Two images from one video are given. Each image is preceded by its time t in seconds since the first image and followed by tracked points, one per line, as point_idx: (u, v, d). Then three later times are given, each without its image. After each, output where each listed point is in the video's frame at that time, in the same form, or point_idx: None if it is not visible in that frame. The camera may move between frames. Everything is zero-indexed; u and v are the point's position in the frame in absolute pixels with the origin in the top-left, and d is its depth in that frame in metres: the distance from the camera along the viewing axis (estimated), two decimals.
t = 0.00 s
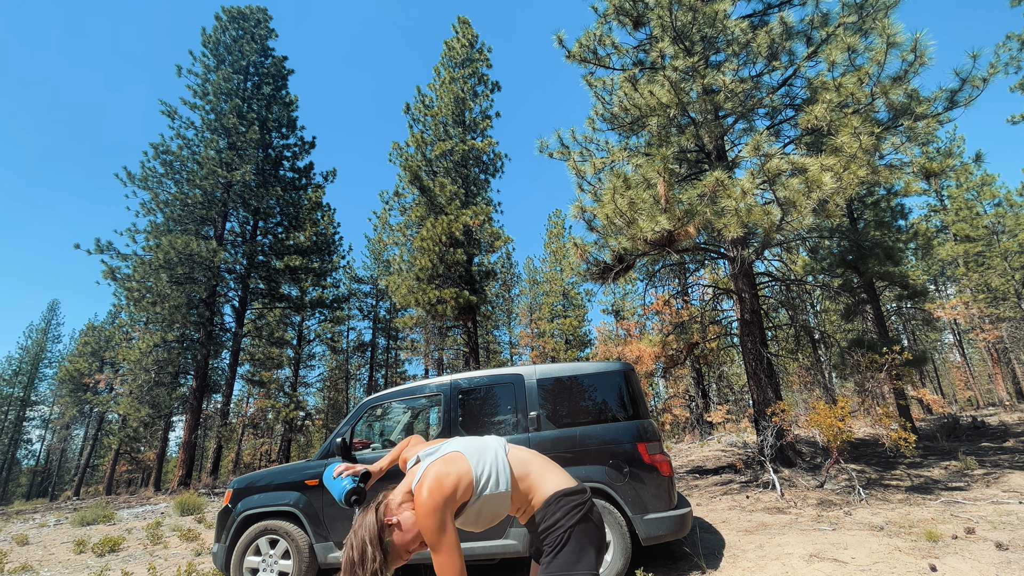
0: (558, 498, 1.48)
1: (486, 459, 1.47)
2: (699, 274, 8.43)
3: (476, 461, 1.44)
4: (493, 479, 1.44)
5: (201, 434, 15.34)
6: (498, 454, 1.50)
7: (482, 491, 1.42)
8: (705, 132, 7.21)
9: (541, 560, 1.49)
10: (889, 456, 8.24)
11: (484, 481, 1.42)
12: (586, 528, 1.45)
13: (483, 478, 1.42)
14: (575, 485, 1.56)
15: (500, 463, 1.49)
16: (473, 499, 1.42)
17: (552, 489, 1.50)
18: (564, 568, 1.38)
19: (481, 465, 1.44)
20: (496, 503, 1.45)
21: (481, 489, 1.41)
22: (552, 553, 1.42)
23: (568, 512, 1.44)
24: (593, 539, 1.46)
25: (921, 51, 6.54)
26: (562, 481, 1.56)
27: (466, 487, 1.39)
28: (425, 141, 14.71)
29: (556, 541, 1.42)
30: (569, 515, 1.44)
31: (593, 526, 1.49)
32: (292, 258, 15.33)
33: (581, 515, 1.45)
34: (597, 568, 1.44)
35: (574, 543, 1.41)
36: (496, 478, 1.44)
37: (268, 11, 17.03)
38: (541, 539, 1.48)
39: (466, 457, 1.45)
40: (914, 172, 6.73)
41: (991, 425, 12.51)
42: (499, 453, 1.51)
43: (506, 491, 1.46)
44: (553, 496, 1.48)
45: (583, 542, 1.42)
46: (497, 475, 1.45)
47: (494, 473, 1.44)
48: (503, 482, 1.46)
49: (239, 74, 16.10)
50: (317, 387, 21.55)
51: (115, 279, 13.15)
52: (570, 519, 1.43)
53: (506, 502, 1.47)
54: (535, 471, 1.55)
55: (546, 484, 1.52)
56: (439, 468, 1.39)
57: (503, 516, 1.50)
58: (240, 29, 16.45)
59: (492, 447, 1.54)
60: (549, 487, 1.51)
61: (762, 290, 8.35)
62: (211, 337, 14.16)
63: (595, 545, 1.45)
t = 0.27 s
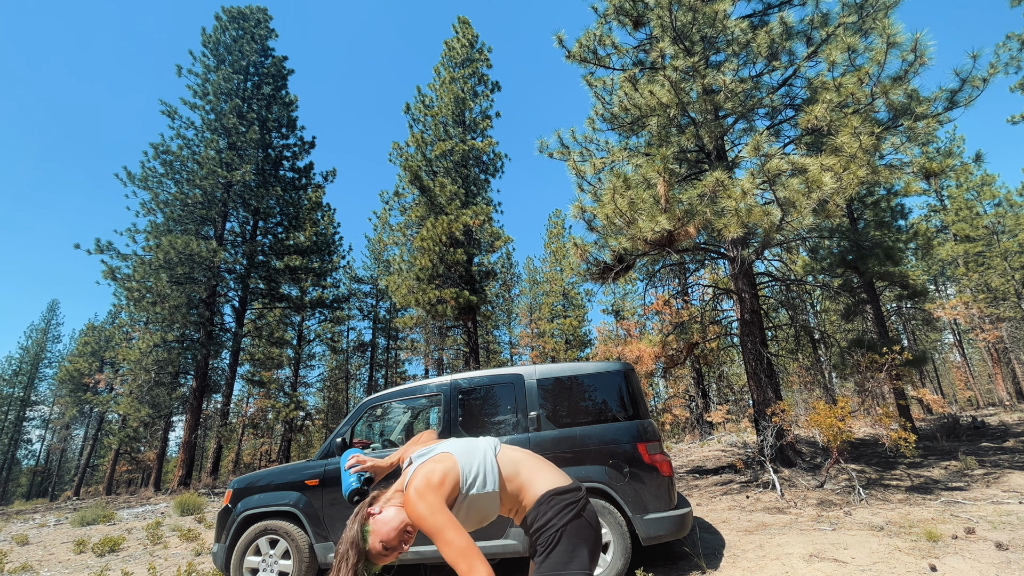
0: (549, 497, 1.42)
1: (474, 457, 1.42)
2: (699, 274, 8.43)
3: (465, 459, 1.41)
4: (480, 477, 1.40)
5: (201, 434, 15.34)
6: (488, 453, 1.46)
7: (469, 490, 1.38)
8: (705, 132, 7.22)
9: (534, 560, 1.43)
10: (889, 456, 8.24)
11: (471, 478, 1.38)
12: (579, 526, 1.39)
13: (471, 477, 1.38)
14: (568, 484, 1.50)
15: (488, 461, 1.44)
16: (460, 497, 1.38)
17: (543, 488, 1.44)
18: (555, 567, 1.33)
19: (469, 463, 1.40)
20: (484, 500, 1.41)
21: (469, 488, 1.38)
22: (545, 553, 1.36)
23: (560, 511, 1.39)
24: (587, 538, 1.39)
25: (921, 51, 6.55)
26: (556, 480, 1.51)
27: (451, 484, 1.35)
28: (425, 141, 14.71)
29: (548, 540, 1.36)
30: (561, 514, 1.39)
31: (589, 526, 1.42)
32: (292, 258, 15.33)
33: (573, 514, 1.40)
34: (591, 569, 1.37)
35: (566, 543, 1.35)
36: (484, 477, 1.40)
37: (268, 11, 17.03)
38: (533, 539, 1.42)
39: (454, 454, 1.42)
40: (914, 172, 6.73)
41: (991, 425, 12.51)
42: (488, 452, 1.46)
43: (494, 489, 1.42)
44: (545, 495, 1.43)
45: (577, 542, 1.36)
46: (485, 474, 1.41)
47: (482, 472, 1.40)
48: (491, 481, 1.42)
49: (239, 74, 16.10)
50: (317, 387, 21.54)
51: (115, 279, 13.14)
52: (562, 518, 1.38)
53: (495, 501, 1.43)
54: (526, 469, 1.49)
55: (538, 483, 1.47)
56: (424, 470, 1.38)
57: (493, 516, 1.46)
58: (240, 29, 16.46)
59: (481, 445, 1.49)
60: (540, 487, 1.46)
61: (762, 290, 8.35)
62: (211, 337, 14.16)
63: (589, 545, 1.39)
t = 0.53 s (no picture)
0: (550, 497, 1.41)
1: (475, 452, 1.44)
2: (699, 274, 8.43)
3: (466, 454, 1.42)
4: (479, 472, 1.40)
5: (201, 434, 15.33)
6: (488, 449, 1.46)
7: (468, 485, 1.38)
8: (705, 132, 7.22)
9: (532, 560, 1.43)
10: (889, 456, 8.24)
11: (471, 471, 1.39)
12: (579, 527, 1.39)
13: (470, 471, 1.39)
14: (569, 485, 1.49)
15: (489, 456, 1.45)
16: (459, 490, 1.38)
17: (544, 488, 1.43)
18: (555, 568, 1.32)
19: (469, 457, 1.41)
20: (482, 496, 1.40)
21: (467, 482, 1.38)
22: (543, 554, 1.36)
23: (561, 512, 1.39)
24: (586, 541, 1.38)
25: (921, 51, 6.54)
26: (556, 480, 1.50)
27: (451, 476, 1.37)
28: (425, 141, 14.71)
29: (548, 541, 1.36)
30: (562, 515, 1.38)
31: (588, 529, 1.41)
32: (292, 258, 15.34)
33: (574, 515, 1.39)
34: (590, 571, 1.37)
35: (565, 544, 1.35)
36: (484, 470, 1.40)
37: (268, 11, 17.03)
38: (532, 539, 1.42)
39: (456, 448, 1.44)
40: (914, 172, 6.73)
41: (991, 425, 12.51)
42: (488, 448, 1.47)
43: (494, 486, 1.42)
44: (546, 495, 1.43)
45: (576, 543, 1.36)
46: (485, 469, 1.41)
47: (481, 467, 1.41)
48: (491, 477, 1.41)
49: (239, 74, 16.09)
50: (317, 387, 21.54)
51: (115, 279, 13.14)
52: (563, 519, 1.38)
53: (494, 498, 1.42)
54: (527, 468, 1.49)
55: (539, 482, 1.46)
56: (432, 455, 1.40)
57: (492, 514, 1.45)
58: (240, 29, 16.45)
59: (482, 443, 1.50)
60: (541, 486, 1.45)
61: (762, 290, 8.35)
62: (211, 337, 14.15)
63: (589, 546, 1.38)
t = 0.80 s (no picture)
0: (557, 498, 1.41)
1: (481, 452, 1.44)
2: (699, 274, 8.43)
3: (469, 454, 1.43)
4: (484, 472, 1.40)
5: (201, 434, 15.34)
6: (493, 449, 1.47)
7: (472, 484, 1.38)
8: (705, 132, 7.22)
9: (539, 562, 1.42)
10: (890, 456, 8.24)
11: (475, 472, 1.39)
12: (585, 528, 1.38)
13: (474, 471, 1.39)
14: (575, 486, 1.48)
15: (494, 456, 1.45)
16: (461, 494, 1.40)
17: (551, 489, 1.43)
18: (562, 569, 1.31)
19: (474, 458, 1.42)
20: (488, 496, 1.40)
21: (471, 482, 1.38)
22: (550, 554, 1.34)
23: (568, 512, 1.38)
24: (592, 543, 1.37)
25: (921, 51, 6.54)
26: (563, 481, 1.49)
27: (452, 479, 1.39)
28: (425, 141, 14.71)
29: (554, 542, 1.35)
30: (569, 516, 1.37)
31: (593, 532, 1.40)
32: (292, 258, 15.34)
33: (581, 516, 1.38)
34: (596, 573, 1.36)
35: (572, 545, 1.33)
36: (489, 470, 1.41)
37: (268, 11, 17.03)
38: (539, 540, 1.41)
39: (462, 450, 1.46)
40: (914, 172, 6.73)
41: (991, 425, 12.50)
42: (493, 449, 1.48)
43: (499, 485, 1.41)
44: (553, 495, 1.42)
45: (583, 544, 1.35)
46: (489, 469, 1.41)
47: (486, 467, 1.41)
48: (495, 477, 1.41)
49: (239, 74, 16.09)
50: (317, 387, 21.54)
51: (115, 279, 13.14)
52: (570, 520, 1.37)
53: (499, 498, 1.42)
54: (533, 468, 1.48)
55: (543, 484, 1.46)
56: (437, 454, 1.43)
57: (497, 515, 1.45)
58: (240, 29, 16.45)
59: (488, 443, 1.50)
60: (548, 487, 1.44)
61: (762, 290, 8.35)
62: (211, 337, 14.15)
63: (595, 548, 1.37)
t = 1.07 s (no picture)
0: (558, 498, 1.41)
1: (479, 452, 1.45)
2: (699, 274, 8.43)
3: (469, 456, 1.43)
4: (483, 471, 1.40)
5: (201, 434, 15.35)
6: (492, 450, 1.47)
7: (471, 484, 1.38)
8: (705, 132, 7.22)
9: (540, 562, 1.42)
10: (890, 456, 8.24)
11: (474, 472, 1.39)
12: (586, 528, 1.38)
13: (473, 472, 1.39)
14: (576, 485, 1.49)
15: (493, 456, 1.46)
16: (461, 493, 1.40)
17: (552, 489, 1.43)
18: (564, 568, 1.31)
19: (472, 458, 1.43)
20: (487, 495, 1.40)
21: (470, 482, 1.38)
22: (551, 555, 1.34)
23: (569, 512, 1.38)
24: (593, 543, 1.37)
25: (921, 51, 6.54)
26: (562, 480, 1.50)
27: (451, 480, 1.39)
28: (425, 141, 14.71)
29: (555, 542, 1.35)
30: (569, 515, 1.37)
31: (594, 530, 1.40)
32: (292, 258, 15.34)
33: (582, 516, 1.38)
34: (597, 572, 1.36)
35: (574, 546, 1.33)
36: (487, 470, 1.41)
37: (268, 11, 17.03)
38: (540, 540, 1.41)
39: (460, 450, 1.46)
40: (913, 172, 6.73)
41: (991, 425, 12.51)
42: (493, 448, 1.48)
43: (498, 484, 1.42)
44: (554, 495, 1.42)
45: (584, 544, 1.35)
46: (488, 469, 1.41)
47: (485, 467, 1.41)
48: (494, 477, 1.41)
49: (239, 74, 16.10)
50: (317, 387, 21.54)
51: (115, 279, 13.14)
52: (570, 519, 1.37)
53: (498, 498, 1.42)
54: (532, 468, 1.48)
55: (544, 484, 1.46)
56: (434, 455, 1.43)
57: (497, 515, 1.45)
58: (240, 29, 16.46)
59: (487, 443, 1.51)
60: (548, 487, 1.45)
61: (762, 290, 8.35)
62: (211, 337, 14.15)
63: (596, 548, 1.37)
